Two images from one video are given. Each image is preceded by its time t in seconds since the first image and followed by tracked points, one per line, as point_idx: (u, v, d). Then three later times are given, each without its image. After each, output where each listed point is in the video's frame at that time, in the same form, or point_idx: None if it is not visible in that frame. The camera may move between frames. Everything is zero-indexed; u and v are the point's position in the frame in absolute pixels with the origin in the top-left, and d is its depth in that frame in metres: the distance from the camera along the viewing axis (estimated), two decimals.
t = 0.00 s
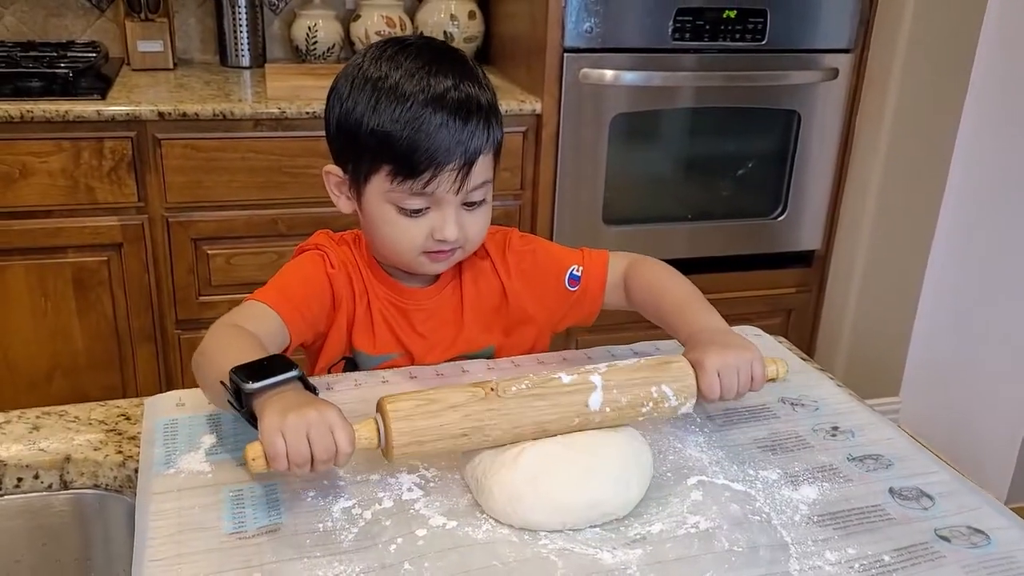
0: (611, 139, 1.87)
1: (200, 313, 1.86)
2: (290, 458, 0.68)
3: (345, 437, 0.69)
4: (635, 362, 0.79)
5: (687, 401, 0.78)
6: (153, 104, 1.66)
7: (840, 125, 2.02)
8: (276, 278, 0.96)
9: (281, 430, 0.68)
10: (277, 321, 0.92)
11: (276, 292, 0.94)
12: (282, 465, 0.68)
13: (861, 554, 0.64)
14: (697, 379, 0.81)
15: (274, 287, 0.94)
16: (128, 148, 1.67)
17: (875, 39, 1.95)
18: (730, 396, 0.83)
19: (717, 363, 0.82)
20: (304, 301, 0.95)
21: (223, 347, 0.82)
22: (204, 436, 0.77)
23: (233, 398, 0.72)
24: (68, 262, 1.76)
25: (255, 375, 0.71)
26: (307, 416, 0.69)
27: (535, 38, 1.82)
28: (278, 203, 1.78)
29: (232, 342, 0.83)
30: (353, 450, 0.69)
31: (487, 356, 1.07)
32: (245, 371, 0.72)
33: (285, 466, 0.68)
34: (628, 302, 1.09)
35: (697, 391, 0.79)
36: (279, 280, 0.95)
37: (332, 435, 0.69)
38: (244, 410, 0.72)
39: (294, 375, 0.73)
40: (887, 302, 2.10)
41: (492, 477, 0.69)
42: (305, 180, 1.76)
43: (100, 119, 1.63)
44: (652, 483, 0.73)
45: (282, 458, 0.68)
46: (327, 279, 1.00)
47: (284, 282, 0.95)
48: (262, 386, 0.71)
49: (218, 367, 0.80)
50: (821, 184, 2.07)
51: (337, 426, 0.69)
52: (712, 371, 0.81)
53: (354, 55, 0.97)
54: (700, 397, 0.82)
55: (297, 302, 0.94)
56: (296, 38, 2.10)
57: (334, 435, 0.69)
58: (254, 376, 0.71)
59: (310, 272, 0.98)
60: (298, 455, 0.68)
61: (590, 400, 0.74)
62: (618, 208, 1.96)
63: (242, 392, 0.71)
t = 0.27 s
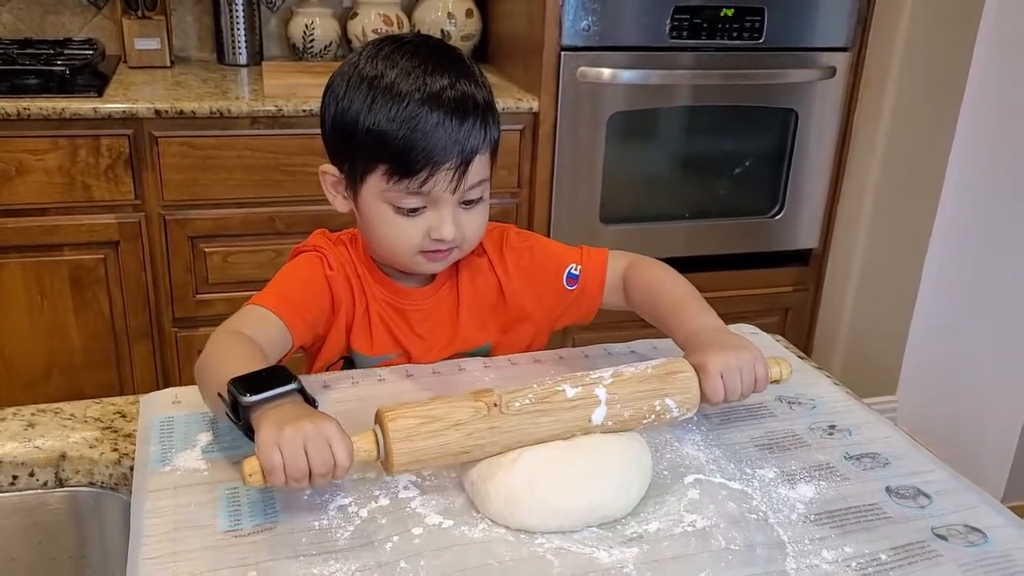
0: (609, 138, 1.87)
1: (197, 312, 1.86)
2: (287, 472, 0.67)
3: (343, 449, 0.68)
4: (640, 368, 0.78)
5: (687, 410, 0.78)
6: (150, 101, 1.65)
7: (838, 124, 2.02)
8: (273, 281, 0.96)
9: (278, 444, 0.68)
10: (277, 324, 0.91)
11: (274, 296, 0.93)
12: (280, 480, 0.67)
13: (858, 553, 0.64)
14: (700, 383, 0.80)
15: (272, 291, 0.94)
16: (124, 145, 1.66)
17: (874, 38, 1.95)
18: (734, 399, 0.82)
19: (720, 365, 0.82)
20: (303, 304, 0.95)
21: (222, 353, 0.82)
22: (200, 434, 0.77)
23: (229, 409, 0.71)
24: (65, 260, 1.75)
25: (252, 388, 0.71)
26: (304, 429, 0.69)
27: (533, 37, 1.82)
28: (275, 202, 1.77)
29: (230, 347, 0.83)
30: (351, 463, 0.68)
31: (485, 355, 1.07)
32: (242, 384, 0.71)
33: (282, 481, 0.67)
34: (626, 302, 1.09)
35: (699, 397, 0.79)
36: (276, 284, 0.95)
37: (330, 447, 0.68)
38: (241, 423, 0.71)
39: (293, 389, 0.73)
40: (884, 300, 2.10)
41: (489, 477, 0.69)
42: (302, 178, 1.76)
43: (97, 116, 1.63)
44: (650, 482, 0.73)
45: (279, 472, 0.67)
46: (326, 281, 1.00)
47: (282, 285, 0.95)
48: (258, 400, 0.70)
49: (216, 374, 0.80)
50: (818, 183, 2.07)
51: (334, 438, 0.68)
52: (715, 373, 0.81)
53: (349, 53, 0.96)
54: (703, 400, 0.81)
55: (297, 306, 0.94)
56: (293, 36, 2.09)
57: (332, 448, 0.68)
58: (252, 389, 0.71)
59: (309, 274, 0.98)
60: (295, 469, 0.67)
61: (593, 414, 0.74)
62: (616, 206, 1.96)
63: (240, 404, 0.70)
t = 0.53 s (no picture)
0: (609, 138, 1.86)
1: (197, 311, 1.85)
2: (282, 475, 0.66)
3: (338, 452, 0.67)
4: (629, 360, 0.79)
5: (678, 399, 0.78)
6: (151, 101, 1.65)
7: (839, 124, 2.01)
8: (266, 279, 0.95)
9: (273, 447, 0.67)
10: (269, 322, 0.90)
11: (267, 294, 0.92)
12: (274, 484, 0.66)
13: (856, 554, 0.63)
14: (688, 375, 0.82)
15: (265, 290, 0.93)
16: (125, 145, 1.66)
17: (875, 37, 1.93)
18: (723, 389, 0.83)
19: (707, 357, 0.83)
20: (297, 303, 0.94)
21: (214, 352, 0.81)
22: (197, 435, 0.77)
23: (223, 412, 0.70)
24: (65, 260, 1.75)
25: (246, 389, 0.70)
26: (298, 432, 0.68)
27: (534, 37, 1.82)
28: (275, 202, 1.77)
29: (224, 347, 0.82)
30: (345, 465, 0.68)
31: (480, 353, 1.07)
32: (236, 387, 0.70)
33: (276, 485, 0.66)
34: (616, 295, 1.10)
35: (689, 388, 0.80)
36: (270, 282, 0.94)
37: (324, 450, 0.67)
38: (233, 425, 0.70)
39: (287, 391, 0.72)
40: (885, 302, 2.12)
41: (486, 477, 0.69)
42: (302, 178, 1.76)
43: (97, 116, 1.63)
44: (648, 483, 0.73)
45: (274, 476, 0.66)
46: (321, 280, 0.99)
47: (276, 284, 0.94)
48: (252, 402, 0.69)
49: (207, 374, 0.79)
50: (820, 183, 2.07)
51: (328, 442, 0.68)
52: (702, 366, 0.82)
53: (341, 50, 0.97)
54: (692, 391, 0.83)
55: (289, 305, 0.93)
56: (294, 36, 2.09)
57: (326, 450, 0.67)
58: (246, 393, 0.70)
59: (302, 273, 0.97)
60: (290, 472, 0.66)
61: (584, 403, 0.74)
62: (617, 206, 1.95)
63: (233, 407, 0.69)
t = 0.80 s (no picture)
0: (613, 134, 1.86)
1: (201, 309, 1.85)
2: (282, 477, 0.66)
3: (336, 451, 0.67)
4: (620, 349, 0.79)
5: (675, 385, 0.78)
6: (154, 98, 1.65)
7: (844, 119, 2.00)
8: (260, 280, 0.94)
9: (271, 450, 0.66)
10: (261, 323, 0.90)
11: (260, 295, 0.92)
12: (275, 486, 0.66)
13: (861, 549, 0.63)
14: (683, 362, 0.82)
15: (259, 290, 0.92)
16: (129, 143, 1.66)
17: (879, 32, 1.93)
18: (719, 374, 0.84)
19: (703, 343, 0.84)
20: (290, 304, 0.93)
21: (205, 355, 0.81)
22: (200, 432, 0.77)
23: (218, 417, 0.70)
24: (70, 257, 1.75)
25: (241, 394, 0.70)
26: (296, 434, 0.68)
27: (537, 33, 1.81)
28: (279, 199, 1.77)
29: (216, 350, 0.82)
30: (345, 465, 0.68)
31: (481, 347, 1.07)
32: (230, 391, 0.70)
33: (276, 488, 0.66)
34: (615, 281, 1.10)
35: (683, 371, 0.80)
36: (263, 283, 0.93)
37: (323, 450, 0.67)
38: (233, 429, 0.70)
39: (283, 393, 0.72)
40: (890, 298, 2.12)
41: (489, 472, 0.69)
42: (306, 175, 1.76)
43: (101, 114, 1.63)
44: (652, 478, 0.73)
45: (274, 479, 0.66)
46: (316, 280, 0.98)
47: (270, 284, 0.93)
48: (248, 406, 0.69)
49: (198, 377, 0.79)
50: (825, 179, 2.06)
51: (326, 441, 0.67)
52: (698, 353, 0.83)
53: (333, 48, 0.96)
54: (688, 376, 0.83)
55: (282, 306, 0.92)
56: (298, 33, 2.09)
57: (325, 450, 0.67)
58: (241, 396, 0.69)
59: (297, 272, 0.96)
60: (290, 474, 0.66)
61: (578, 386, 0.74)
62: (621, 202, 1.95)
63: (229, 412, 0.69)
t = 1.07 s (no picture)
0: (615, 134, 1.86)
1: (205, 311, 1.86)
2: (289, 488, 0.66)
3: (344, 460, 0.67)
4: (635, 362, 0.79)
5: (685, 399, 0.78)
6: (157, 101, 1.66)
7: (846, 119, 2.00)
8: (259, 288, 0.95)
9: (278, 461, 0.67)
10: (266, 331, 0.90)
11: (259, 303, 0.92)
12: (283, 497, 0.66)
13: (858, 546, 0.63)
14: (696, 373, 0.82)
15: (258, 299, 0.92)
16: (131, 146, 1.67)
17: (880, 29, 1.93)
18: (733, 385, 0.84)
19: (715, 352, 0.84)
20: (290, 311, 0.93)
21: (213, 365, 0.81)
22: (202, 433, 0.77)
23: (225, 429, 0.70)
24: (74, 260, 1.76)
25: (246, 405, 0.70)
26: (303, 445, 0.67)
27: (538, 33, 1.82)
28: (282, 200, 1.78)
29: (227, 361, 0.82)
30: (353, 474, 0.67)
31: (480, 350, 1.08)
32: (236, 402, 0.70)
33: (284, 499, 0.66)
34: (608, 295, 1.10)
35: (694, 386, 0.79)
36: (261, 291, 0.94)
37: (331, 460, 0.67)
38: (238, 442, 0.70)
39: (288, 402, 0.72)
40: (895, 297, 2.15)
41: (488, 474, 0.69)
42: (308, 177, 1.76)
43: (104, 117, 1.64)
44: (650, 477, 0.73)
45: (281, 490, 0.66)
46: (314, 286, 0.99)
47: (268, 292, 0.93)
48: (253, 417, 0.69)
49: (207, 387, 0.79)
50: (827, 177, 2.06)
51: (334, 451, 0.67)
52: (709, 363, 0.83)
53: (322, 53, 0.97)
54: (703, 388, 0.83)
55: (282, 313, 0.92)
56: (299, 35, 2.10)
57: (332, 460, 0.67)
58: (248, 407, 0.70)
59: (295, 278, 0.97)
60: (297, 485, 0.66)
61: (592, 408, 0.74)
62: (623, 202, 1.95)
63: (235, 424, 0.69)
